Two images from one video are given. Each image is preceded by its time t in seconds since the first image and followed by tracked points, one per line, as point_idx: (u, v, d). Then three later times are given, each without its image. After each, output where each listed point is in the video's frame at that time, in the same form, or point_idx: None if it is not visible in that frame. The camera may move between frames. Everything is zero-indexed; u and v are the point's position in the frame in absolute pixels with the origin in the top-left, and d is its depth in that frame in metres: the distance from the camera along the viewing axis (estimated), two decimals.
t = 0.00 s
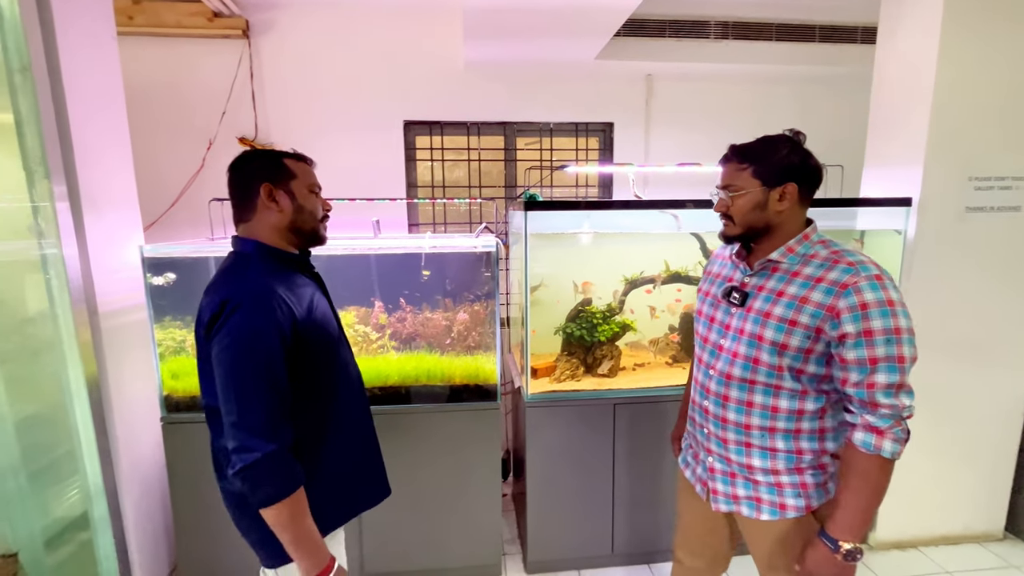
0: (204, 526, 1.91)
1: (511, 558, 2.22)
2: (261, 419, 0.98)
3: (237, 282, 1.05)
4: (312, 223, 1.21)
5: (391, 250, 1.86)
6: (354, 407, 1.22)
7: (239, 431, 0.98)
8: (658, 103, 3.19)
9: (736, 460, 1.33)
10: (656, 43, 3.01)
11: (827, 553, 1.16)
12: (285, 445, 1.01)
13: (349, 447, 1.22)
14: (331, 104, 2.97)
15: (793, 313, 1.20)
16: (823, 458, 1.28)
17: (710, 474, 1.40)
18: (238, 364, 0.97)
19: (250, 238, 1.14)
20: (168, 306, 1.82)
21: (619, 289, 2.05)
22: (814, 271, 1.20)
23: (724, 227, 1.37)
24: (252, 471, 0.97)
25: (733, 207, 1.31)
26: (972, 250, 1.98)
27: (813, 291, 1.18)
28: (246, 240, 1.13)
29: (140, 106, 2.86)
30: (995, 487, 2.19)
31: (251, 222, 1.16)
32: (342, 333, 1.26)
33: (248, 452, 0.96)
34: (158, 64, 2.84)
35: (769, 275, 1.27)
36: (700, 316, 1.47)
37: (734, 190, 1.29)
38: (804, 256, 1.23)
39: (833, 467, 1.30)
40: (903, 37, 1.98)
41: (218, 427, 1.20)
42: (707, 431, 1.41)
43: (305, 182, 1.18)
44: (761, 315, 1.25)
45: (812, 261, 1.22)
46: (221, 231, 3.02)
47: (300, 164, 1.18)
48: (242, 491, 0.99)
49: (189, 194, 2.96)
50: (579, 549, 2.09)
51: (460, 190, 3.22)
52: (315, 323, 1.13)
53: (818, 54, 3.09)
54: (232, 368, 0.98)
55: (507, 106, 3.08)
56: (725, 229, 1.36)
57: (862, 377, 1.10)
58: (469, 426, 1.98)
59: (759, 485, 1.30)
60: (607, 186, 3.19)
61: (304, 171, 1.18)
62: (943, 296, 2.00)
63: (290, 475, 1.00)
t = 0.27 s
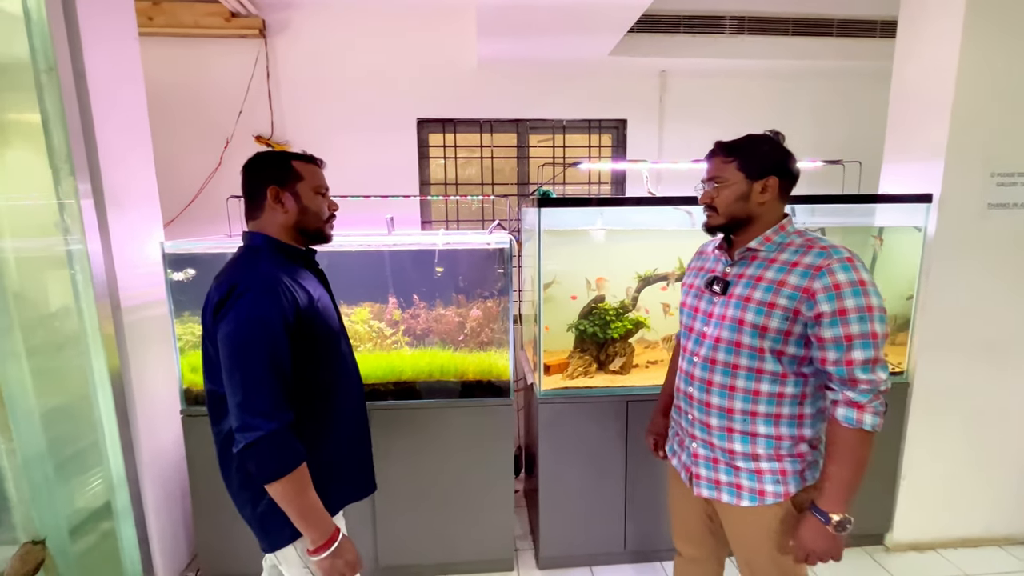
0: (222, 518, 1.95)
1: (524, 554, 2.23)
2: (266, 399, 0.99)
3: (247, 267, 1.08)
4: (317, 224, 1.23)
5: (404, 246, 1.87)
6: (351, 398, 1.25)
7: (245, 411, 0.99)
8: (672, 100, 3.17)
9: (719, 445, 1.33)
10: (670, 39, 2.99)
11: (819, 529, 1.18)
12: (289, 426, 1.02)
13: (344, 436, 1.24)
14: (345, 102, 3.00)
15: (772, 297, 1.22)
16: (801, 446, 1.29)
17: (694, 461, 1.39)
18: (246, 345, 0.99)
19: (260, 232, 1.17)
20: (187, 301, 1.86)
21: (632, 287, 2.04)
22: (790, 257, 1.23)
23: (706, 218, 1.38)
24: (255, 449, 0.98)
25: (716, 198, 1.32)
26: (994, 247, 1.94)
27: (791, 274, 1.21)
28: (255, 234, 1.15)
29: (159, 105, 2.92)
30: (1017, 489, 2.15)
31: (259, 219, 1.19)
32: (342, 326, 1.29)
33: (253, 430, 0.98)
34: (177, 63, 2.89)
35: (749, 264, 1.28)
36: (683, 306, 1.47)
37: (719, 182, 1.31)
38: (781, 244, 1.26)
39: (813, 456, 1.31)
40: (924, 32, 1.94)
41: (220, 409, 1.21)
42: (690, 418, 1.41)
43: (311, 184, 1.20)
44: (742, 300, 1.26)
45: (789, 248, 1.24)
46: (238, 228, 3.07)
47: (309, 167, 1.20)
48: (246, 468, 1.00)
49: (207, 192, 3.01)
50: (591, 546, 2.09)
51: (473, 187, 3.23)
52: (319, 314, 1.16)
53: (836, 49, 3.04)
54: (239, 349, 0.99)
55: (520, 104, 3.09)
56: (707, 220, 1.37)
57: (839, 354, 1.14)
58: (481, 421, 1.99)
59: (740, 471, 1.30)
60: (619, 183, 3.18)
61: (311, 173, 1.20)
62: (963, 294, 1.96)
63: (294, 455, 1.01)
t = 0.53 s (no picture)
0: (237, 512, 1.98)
1: (534, 551, 2.24)
2: (268, 388, 1.01)
3: (252, 261, 1.10)
4: (317, 222, 1.24)
5: (417, 245, 1.89)
6: (352, 394, 1.26)
7: (245, 401, 1.00)
8: (683, 99, 3.16)
9: (702, 432, 1.36)
10: (681, 38, 2.98)
11: (776, 500, 1.21)
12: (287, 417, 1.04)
13: (345, 432, 1.26)
14: (356, 102, 3.02)
15: (748, 286, 1.27)
16: (779, 431, 1.32)
17: (678, 448, 1.42)
18: (248, 336, 1.01)
19: (267, 230, 1.19)
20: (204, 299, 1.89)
21: (642, 286, 2.04)
22: (764, 250, 1.28)
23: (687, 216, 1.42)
24: (256, 438, 1.00)
25: (696, 198, 1.36)
26: (1011, 247, 1.92)
27: (765, 265, 1.25)
28: (263, 231, 1.18)
29: (175, 106, 2.96)
30: None
31: (261, 219, 1.22)
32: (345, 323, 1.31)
33: (253, 419, 0.99)
34: (193, 65, 2.94)
35: (727, 258, 1.34)
36: (666, 301, 1.51)
37: (698, 182, 1.34)
38: (756, 239, 1.32)
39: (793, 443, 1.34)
40: (939, 30, 1.93)
41: (223, 399, 1.23)
42: (674, 407, 1.44)
43: (310, 183, 1.21)
44: (721, 291, 1.31)
45: (762, 243, 1.30)
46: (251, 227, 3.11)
47: (308, 166, 1.21)
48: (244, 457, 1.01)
49: (221, 191, 3.05)
50: (601, 544, 2.10)
51: (483, 186, 3.24)
52: (322, 309, 1.18)
53: (849, 47, 3.02)
54: (241, 340, 1.01)
55: (530, 104, 3.09)
56: (688, 219, 1.40)
57: (806, 338, 1.18)
58: (492, 419, 2.00)
59: (722, 455, 1.33)
60: (630, 183, 3.18)
61: (308, 173, 1.20)
62: (978, 294, 1.95)
63: (291, 446, 1.02)
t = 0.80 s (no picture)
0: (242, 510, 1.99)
1: (537, 551, 2.25)
2: (258, 386, 1.02)
3: (249, 259, 1.12)
4: (314, 223, 1.25)
5: (422, 246, 1.90)
6: (347, 394, 1.27)
7: (236, 397, 1.02)
8: (687, 100, 3.16)
9: (695, 429, 1.36)
10: (686, 39, 2.99)
11: (761, 485, 1.22)
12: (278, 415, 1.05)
13: (340, 432, 1.26)
14: (361, 103, 3.04)
15: (735, 283, 1.28)
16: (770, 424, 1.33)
17: (672, 447, 1.42)
18: (241, 333, 1.02)
19: (267, 230, 1.20)
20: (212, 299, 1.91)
21: (647, 287, 2.05)
22: (748, 247, 1.30)
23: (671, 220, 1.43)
24: (246, 436, 1.00)
25: (679, 200, 1.38)
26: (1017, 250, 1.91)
27: (749, 262, 1.27)
28: (263, 231, 1.19)
29: (182, 107, 2.99)
30: None
31: (260, 220, 1.24)
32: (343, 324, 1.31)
33: (243, 416, 1.00)
34: (200, 66, 2.96)
35: (712, 258, 1.35)
36: (656, 303, 1.52)
37: (681, 185, 1.37)
38: (739, 238, 1.33)
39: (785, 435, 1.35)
40: (944, 31, 1.92)
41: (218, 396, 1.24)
42: (667, 406, 1.45)
43: (307, 184, 1.22)
44: (709, 289, 1.32)
45: (746, 241, 1.32)
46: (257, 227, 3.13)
47: (305, 167, 1.22)
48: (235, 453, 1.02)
49: (227, 191, 3.08)
50: (603, 544, 2.10)
51: (487, 187, 3.25)
52: (318, 308, 1.18)
53: (855, 49, 3.01)
54: (234, 337, 1.02)
55: (534, 105, 3.10)
56: (671, 221, 1.42)
57: (792, 329, 1.19)
58: (496, 419, 2.01)
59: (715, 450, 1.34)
60: (634, 184, 3.18)
61: (305, 174, 1.22)
62: (984, 296, 1.94)
63: (281, 443, 1.03)
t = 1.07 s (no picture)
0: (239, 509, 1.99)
1: (534, 551, 2.25)
2: (249, 386, 1.02)
3: (241, 258, 1.11)
4: (306, 220, 1.25)
5: (422, 245, 1.89)
6: (338, 395, 1.26)
7: (225, 398, 1.01)
8: (686, 100, 3.16)
9: (685, 430, 1.36)
10: (685, 39, 2.99)
11: (762, 491, 1.22)
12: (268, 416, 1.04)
13: (330, 433, 1.26)
14: (360, 102, 3.04)
15: (723, 283, 1.28)
16: (759, 424, 1.33)
17: (662, 448, 1.42)
18: (231, 333, 1.02)
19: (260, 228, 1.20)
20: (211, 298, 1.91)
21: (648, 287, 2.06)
22: (735, 247, 1.30)
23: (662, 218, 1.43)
24: (236, 438, 1.00)
25: (669, 199, 1.38)
26: (1015, 251, 1.92)
27: (737, 262, 1.27)
28: (258, 230, 1.19)
29: (181, 106, 2.99)
30: None
31: (252, 219, 1.24)
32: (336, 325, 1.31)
33: (232, 417, 1.00)
34: (199, 65, 2.96)
35: (701, 257, 1.35)
36: (645, 304, 1.52)
37: (669, 184, 1.37)
38: (726, 238, 1.34)
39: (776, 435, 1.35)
40: (942, 33, 1.93)
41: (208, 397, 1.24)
42: (657, 406, 1.44)
43: (298, 182, 1.22)
44: (697, 289, 1.32)
45: (733, 240, 1.32)
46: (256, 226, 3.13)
47: (296, 165, 1.22)
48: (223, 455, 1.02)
49: (226, 190, 3.08)
50: (601, 544, 2.10)
51: (486, 187, 3.26)
52: (310, 308, 1.18)
53: (853, 50, 3.01)
54: (224, 337, 1.02)
55: (534, 105, 3.10)
56: (662, 220, 1.42)
57: (779, 329, 1.19)
58: (494, 419, 2.01)
59: (705, 451, 1.34)
60: (633, 184, 3.18)
61: (295, 172, 1.22)
62: (982, 297, 1.94)
63: (270, 445, 1.02)
